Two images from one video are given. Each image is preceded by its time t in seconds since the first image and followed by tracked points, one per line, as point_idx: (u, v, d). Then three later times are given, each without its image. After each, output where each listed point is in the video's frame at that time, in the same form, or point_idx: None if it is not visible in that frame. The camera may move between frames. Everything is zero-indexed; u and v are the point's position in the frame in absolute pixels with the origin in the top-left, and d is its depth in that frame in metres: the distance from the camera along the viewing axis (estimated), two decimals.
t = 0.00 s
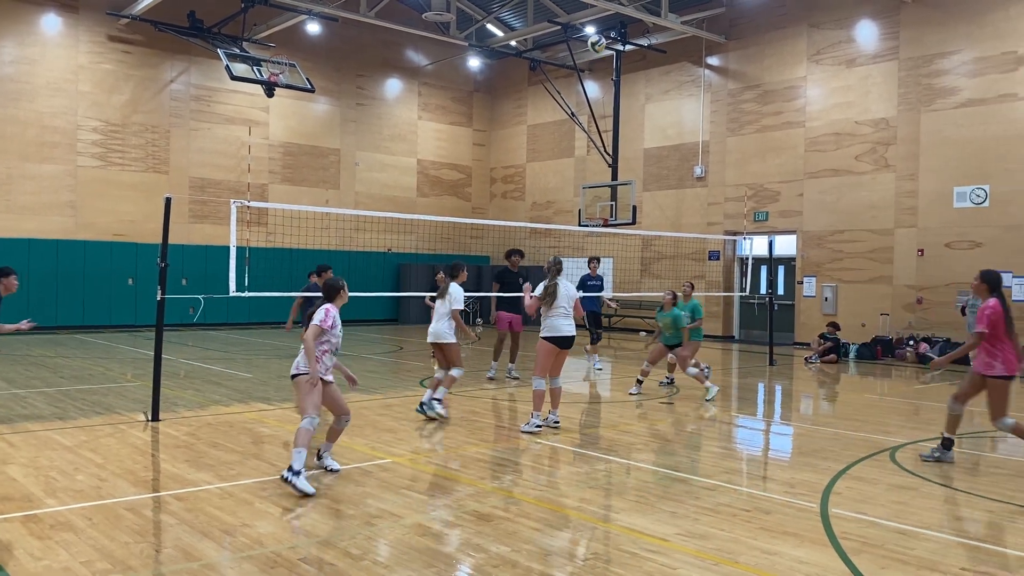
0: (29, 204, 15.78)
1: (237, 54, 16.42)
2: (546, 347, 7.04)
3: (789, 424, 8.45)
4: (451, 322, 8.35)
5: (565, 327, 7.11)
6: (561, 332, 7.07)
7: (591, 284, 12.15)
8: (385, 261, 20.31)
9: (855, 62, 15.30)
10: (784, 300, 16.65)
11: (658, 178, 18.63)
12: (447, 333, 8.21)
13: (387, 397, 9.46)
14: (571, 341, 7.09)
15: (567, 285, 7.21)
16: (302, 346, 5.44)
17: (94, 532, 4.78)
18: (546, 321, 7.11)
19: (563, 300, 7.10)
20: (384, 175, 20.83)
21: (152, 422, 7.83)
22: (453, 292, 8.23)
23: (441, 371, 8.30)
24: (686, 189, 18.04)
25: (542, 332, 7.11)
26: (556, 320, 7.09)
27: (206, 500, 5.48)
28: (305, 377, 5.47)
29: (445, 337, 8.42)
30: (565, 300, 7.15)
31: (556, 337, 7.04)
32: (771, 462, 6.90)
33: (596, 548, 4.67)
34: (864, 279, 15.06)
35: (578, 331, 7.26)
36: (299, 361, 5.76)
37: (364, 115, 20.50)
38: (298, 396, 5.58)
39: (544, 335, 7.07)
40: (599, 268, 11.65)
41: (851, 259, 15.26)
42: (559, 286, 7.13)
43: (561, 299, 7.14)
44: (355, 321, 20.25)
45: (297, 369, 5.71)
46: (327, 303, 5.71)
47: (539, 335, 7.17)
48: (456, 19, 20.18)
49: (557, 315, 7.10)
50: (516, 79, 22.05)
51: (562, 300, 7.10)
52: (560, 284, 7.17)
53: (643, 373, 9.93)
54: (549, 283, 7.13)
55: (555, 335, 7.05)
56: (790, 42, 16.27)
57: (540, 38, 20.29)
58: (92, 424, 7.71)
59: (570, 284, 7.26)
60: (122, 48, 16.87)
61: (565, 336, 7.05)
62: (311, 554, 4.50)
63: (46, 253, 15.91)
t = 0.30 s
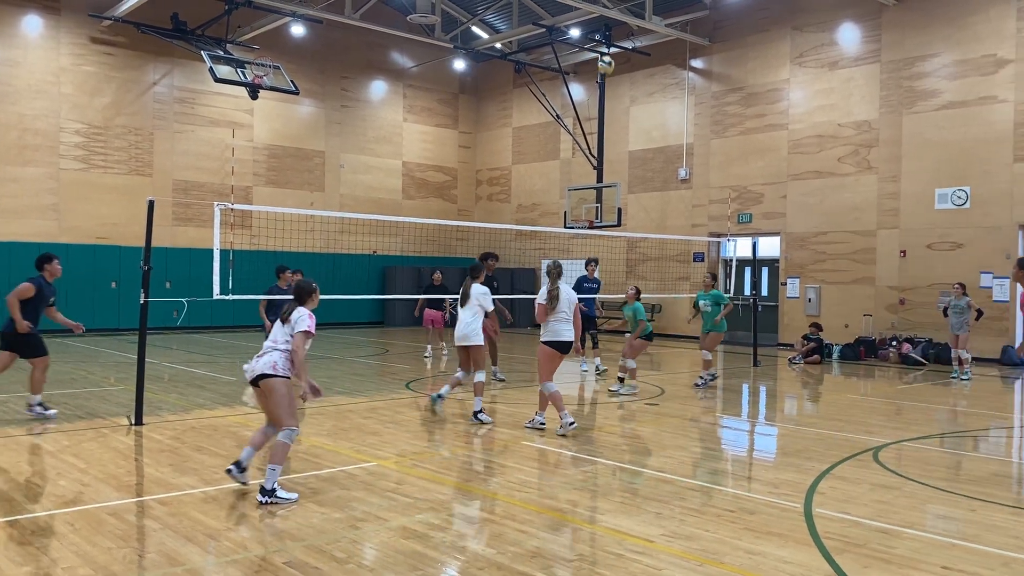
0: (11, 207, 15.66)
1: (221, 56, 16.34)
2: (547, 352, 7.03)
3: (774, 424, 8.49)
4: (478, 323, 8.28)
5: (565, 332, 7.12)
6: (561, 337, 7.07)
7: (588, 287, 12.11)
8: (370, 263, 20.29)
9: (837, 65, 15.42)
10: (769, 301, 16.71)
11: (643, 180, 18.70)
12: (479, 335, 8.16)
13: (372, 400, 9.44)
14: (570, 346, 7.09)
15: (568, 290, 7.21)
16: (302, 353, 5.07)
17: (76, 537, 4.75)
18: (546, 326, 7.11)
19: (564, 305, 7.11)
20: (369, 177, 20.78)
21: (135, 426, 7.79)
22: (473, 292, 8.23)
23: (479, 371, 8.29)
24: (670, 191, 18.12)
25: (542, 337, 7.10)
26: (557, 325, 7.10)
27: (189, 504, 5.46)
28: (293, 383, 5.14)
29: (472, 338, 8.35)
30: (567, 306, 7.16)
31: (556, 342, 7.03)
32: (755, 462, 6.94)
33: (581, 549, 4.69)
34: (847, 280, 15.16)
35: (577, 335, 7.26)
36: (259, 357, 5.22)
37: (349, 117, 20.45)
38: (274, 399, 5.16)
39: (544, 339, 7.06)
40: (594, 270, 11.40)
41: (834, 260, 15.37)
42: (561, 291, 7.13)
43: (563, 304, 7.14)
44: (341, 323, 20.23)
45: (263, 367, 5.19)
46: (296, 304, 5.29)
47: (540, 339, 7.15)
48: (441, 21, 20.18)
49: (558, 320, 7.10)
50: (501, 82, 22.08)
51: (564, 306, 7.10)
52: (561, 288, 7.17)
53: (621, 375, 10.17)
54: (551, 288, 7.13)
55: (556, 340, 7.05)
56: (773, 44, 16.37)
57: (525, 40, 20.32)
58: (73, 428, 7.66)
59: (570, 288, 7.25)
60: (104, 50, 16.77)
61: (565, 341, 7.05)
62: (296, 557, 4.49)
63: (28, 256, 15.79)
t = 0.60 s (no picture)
0: None
1: (205, 58, 16.25)
2: (556, 353, 7.02)
3: (759, 425, 8.54)
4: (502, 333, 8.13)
5: (576, 333, 7.10)
6: (571, 338, 7.05)
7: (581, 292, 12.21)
8: (355, 266, 20.27)
9: (820, 68, 15.52)
10: (754, 302, 16.97)
11: (628, 182, 18.76)
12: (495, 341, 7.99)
13: (357, 403, 9.42)
14: (581, 346, 7.06)
15: (576, 290, 7.21)
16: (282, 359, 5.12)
17: (59, 543, 4.71)
18: (557, 327, 7.11)
19: (574, 306, 7.11)
20: (354, 180, 20.74)
21: (117, 430, 7.74)
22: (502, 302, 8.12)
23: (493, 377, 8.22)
24: (656, 194, 18.19)
25: (553, 338, 7.11)
26: (568, 325, 7.09)
27: (173, 508, 5.43)
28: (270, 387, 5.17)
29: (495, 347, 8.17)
30: (577, 307, 7.16)
31: (566, 343, 7.01)
32: (740, 463, 6.97)
33: (568, 551, 4.69)
34: (832, 281, 15.24)
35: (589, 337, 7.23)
36: (228, 362, 5.11)
37: (333, 120, 20.41)
38: (249, 403, 5.12)
39: (554, 340, 7.05)
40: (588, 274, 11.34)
41: (818, 261, 15.46)
42: (569, 292, 7.14)
43: (573, 305, 7.14)
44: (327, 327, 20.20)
45: (234, 372, 5.10)
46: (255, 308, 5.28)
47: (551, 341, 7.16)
48: (426, 24, 20.17)
49: (569, 320, 7.10)
50: (487, 85, 22.10)
51: (573, 307, 7.10)
52: (570, 290, 7.17)
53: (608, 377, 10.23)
54: (559, 289, 7.13)
55: (566, 341, 7.03)
56: (757, 47, 16.46)
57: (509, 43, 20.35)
58: (55, 433, 7.60)
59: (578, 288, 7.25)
60: (87, 53, 16.67)
61: (576, 342, 7.02)
62: (280, 561, 4.47)
63: (10, 260, 15.67)
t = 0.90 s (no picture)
0: None
1: (192, 61, 16.18)
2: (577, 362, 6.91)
3: (748, 426, 8.56)
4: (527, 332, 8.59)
5: (598, 340, 6.97)
6: (593, 346, 6.93)
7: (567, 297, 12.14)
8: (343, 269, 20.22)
9: (806, 71, 15.59)
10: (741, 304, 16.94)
11: (616, 185, 18.79)
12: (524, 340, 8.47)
13: (344, 407, 9.39)
14: (603, 354, 6.95)
15: (596, 297, 7.06)
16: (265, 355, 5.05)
17: (44, 550, 4.66)
18: (578, 334, 6.95)
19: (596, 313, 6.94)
20: (342, 183, 20.70)
21: (103, 436, 7.68)
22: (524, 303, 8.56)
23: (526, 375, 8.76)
24: (644, 196, 18.22)
25: (574, 346, 6.98)
26: (590, 333, 6.94)
27: (160, 514, 5.39)
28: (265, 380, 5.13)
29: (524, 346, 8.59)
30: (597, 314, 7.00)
31: (588, 351, 6.92)
32: (729, 465, 6.98)
33: (558, 554, 4.68)
34: (820, 283, 15.30)
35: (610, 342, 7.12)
36: (219, 364, 5.13)
37: (321, 122, 20.36)
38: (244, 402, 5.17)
39: (575, 349, 6.94)
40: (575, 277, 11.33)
41: (805, 263, 15.52)
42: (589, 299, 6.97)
43: (595, 312, 6.97)
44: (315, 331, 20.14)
45: (227, 372, 5.12)
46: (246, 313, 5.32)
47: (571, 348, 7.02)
48: (413, 27, 20.17)
49: (592, 328, 6.94)
50: (475, 88, 22.11)
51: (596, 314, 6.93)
52: (590, 296, 7.01)
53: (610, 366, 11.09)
54: (580, 296, 6.95)
55: (588, 349, 6.92)
56: (743, 50, 16.52)
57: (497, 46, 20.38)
58: (40, 439, 7.54)
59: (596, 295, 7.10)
60: (72, 55, 16.57)
61: (599, 350, 6.92)
62: (267, 567, 4.45)
63: None
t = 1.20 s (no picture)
0: None
1: (183, 65, 16.16)
2: (602, 360, 6.88)
3: (741, 428, 8.57)
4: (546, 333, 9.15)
5: (617, 338, 7.01)
6: (614, 343, 6.95)
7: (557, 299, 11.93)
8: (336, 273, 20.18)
9: (797, 73, 15.64)
10: (733, 306, 16.97)
11: (609, 187, 18.81)
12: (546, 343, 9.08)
13: (337, 411, 9.36)
14: (625, 351, 6.97)
15: (613, 297, 7.16)
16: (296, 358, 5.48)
17: (36, 556, 4.64)
18: (598, 334, 6.97)
19: (615, 311, 7.03)
20: (334, 186, 20.68)
21: (95, 441, 7.64)
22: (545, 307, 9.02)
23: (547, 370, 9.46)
24: (636, 198, 18.25)
25: (595, 346, 6.98)
26: (609, 331, 6.99)
27: (152, 519, 5.36)
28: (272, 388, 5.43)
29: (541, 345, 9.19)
30: (615, 313, 7.07)
31: (610, 348, 6.93)
32: (723, 467, 6.98)
33: (552, 557, 4.68)
34: (813, 284, 15.33)
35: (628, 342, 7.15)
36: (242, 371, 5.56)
37: (313, 125, 20.33)
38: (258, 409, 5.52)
39: (598, 348, 6.93)
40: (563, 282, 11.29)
41: (798, 264, 15.56)
42: (607, 297, 7.06)
43: (612, 310, 7.06)
44: (307, 334, 20.09)
45: (247, 381, 5.52)
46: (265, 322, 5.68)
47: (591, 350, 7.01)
48: (405, 30, 20.17)
49: (611, 327, 7.00)
50: (467, 91, 22.12)
51: (613, 312, 7.01)
52: (606, 296, 7.10)
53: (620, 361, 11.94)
54: (597, 296, 7.03)
55: (610, 347, 6.94)
56: (735, 53, 16.57)
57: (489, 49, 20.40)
58: (30, 444, 7.49)
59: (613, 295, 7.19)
60: (62, 59, 16.51)
61: (620, 347, 6.94)
62: (261, 571, 4.43)
63: None
